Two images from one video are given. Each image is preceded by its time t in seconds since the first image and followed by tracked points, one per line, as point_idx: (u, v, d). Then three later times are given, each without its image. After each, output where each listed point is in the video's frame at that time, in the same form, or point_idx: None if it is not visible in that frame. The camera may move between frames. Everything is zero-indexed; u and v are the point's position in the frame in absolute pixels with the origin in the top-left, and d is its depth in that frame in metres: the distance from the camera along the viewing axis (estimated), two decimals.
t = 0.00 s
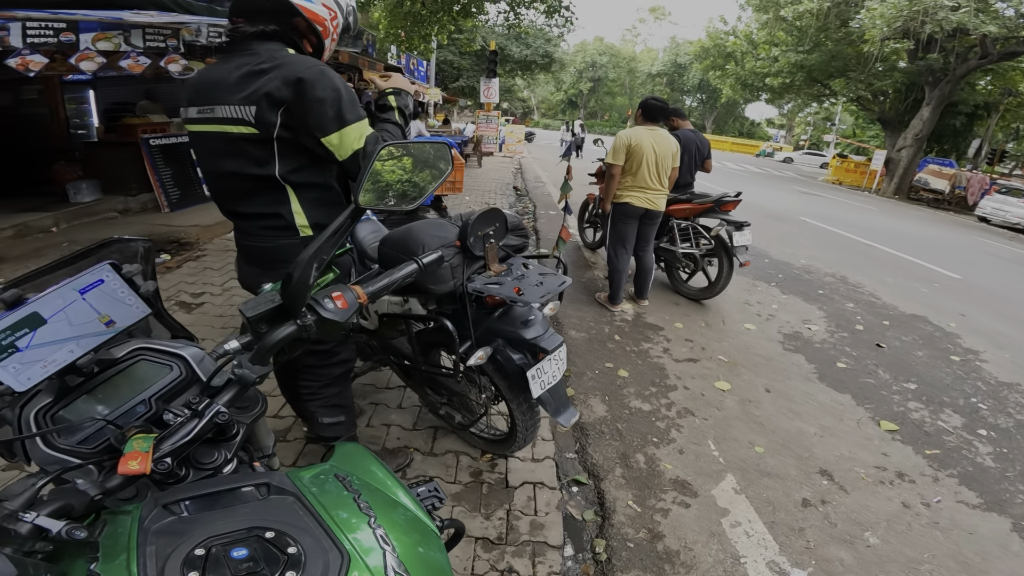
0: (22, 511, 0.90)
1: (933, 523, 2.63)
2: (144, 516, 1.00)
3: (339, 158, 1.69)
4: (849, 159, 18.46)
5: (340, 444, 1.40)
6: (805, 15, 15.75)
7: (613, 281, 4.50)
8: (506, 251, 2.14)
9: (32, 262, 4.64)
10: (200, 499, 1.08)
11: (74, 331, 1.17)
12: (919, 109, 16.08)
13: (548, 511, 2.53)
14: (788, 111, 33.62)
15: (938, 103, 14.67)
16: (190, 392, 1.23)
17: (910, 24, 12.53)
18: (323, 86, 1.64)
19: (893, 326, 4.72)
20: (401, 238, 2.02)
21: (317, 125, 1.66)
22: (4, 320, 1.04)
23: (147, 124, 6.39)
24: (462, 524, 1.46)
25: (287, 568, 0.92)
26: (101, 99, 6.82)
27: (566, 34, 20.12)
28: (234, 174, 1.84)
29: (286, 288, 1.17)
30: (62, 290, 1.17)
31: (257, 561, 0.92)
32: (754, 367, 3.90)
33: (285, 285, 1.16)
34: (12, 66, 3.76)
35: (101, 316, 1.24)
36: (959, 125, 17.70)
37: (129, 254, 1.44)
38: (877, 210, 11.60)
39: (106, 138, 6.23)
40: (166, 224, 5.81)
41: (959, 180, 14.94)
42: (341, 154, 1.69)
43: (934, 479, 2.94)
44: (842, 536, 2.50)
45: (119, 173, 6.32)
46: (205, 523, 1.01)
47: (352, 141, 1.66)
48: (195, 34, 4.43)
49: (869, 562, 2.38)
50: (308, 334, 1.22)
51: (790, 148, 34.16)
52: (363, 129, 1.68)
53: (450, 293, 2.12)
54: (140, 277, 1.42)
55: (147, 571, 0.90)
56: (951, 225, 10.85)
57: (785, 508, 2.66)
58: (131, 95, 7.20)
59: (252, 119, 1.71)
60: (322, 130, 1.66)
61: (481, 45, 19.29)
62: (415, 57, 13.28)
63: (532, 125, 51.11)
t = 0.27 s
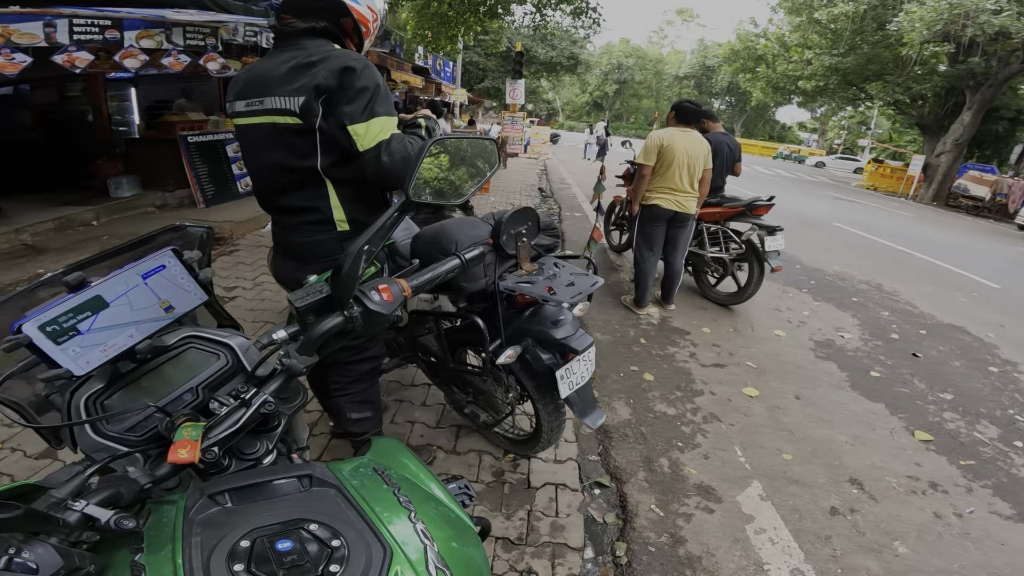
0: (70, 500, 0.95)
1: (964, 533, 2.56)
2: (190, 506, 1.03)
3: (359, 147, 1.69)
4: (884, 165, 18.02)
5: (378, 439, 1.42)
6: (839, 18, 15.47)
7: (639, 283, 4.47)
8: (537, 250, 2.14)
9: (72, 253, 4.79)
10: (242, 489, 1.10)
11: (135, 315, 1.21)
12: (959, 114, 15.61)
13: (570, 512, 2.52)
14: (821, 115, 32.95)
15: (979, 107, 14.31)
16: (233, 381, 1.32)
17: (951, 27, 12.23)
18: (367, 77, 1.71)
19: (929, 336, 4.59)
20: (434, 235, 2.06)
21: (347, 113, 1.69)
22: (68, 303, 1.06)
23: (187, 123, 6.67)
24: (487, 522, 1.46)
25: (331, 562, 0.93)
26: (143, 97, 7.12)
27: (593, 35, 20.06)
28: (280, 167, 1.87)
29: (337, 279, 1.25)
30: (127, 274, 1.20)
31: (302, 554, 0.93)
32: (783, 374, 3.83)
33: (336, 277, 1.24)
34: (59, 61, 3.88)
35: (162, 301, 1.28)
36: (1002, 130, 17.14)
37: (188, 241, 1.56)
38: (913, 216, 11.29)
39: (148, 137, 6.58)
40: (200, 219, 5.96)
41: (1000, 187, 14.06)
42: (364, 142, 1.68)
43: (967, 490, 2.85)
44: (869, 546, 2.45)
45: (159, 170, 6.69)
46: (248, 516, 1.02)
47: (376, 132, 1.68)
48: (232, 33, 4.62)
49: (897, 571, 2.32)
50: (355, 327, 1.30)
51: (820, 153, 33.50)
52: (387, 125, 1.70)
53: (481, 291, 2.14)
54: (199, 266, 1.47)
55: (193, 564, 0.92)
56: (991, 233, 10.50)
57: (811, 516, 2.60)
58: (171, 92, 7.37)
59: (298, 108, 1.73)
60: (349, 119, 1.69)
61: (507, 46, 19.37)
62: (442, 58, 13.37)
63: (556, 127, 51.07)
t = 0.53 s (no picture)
0: (80, 489, 0.97)
1: (975, 537, 2.53)
2: (199, 497, 1.04)
3: (359, 142, 1.71)
4: (901, 166, 17.77)
5: (384, 433, 1.43)
6: (857, 17, 15.28)
7: (650, 283, 4.46)
8: (546, 249, 2.15)
9: (89, 249, 4.88)
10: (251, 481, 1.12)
11: (150, 306, 1.22)
12: (979, 115, 15.33)
13: (575, 512, 2.52)
14: (837, 115, 32.56)
15: (997, 108, 13.95)
16: (243, 373, 1.34)
17: (970, 27, 12.04)
18: (372, 75, 1.72)
19: (945, 339, 4.53)
20: (443, 233, 2.07)
21: (349, 110, 1.71)
22: (85, 293, 1.08)
23: (203, 120, 6.76)
24: (492, 518, 1.48)
25: (335, 554, 0.94)
26: (160, 94, 7.27)
27: (605, 34, 20.00)
28: (290, 162, 1.89)
29: (347, 274, 1.26)
30: (142, 266, 1.22)
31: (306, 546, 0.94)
32: (794, 376, 3.80)
33: (347, 272, 1.25)
34: (78, 59, 3.92)
35: (176, 293, 1.30)
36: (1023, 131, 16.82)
37: (204, 234, 1.59)
38: (931, 218, 11.13)
39: (164, 134, 6.65)
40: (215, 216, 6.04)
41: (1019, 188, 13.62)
42: (364, 137, 1.70)
43: (978, 494, 2.82)
44: (878, 549, 2.42)
45: (174, 166, 6.72)
46: (252, 508, 1.03)
47: (377, 128, 1.68)
48: (247, 32, 4.67)
49: None
50: (363, 321, 1.30)
51: (836, 153, 33.12)
52: (388, 120, 1.71)
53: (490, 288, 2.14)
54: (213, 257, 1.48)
55: (198, 555, 0.93)
56: (1011, 235, 10.32)
57: (820, 518, 2.58)
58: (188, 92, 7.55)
59: (305, 104, 1.76)
60: (352, 115, 1.70)
61: (519, 45, 19.38)
62: (454, 57, 13.41)
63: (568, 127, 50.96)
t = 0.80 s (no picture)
0: (85, 480, 1.00)
1: (976, 542, 2.51)
2: (199, 488, 1.07)
3: (363, 142, 1.74)
4: (914, 168, 17.56)
5: (382, 429, 1.45)
6: (870, 18, 15.11)
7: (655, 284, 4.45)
8: (549, 249, 2.16)
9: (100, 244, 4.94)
10: (251, 474, 1.14)
11: (155, 302, 1.26)
12: (993, 116, 15.07)
13: (575, 511, 2.53)
14: (849, 116, 32.24)
15: (1013, 110, 13.75)
16: (246, 368, 1.36)
17: (985, 28, 11.87)
18: (375, 74, 1.74)
19: (953, 343, 4.49)
20: (447, 231, 2.08)
21: (352, 109, 1.73)
22: (93, 289, 1.11)
23: (214, 118, 6.82)
24: (490, 517, 1.48)
25: (329, 546, 0.96)
26: (172, 92, 7.25)
27: (614, 34, 19.94)
28: (294, 158, 1.92)
29: (348, 272, 1.28)
30: (148, 262, 1.26)
31: (300, 537, 0.97)
32: (798, 379, 3.78)
33: (347, 271, 1.28)
34: (92, 58, 3.99)
35: (181, 290, 1.34)
36: None
37: (208, 233, 1.62)
38: (943, 221, 11.00)
39: (176, 131, 6.72)
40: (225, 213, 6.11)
41: None
42: (367, 136, 1.73)
43: (981, 499, 2.80)
44: (877, 553, 2.41)
45: (185, 163, 6.80)
46: (250, 500, 1.06)
47: (380, 127, 1.72)
48: (258, 31, 4.77)
49: None
50: (363, 319, 1.31)
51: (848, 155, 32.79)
52: (391, 120, 1.73)
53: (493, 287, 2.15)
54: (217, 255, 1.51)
55: (195, 545, 0.95)
56: None
57: (820, 521, 2.58)
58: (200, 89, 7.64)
59: (308, 103, 1.79)
60: (355, 114, 1.73)
61: (528, 44, 19.38)
62: (463, 55, 13.43)
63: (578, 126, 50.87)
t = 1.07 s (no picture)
0: (91, 471, 1.03)
1: (977, 546, 2.50)
2: (202, 481, 1.09)
3: (355, 138, 1.75)
4: (927, 169, 17.38)
5: (384, 424, 1.47)
6: (883, 18, 14.97)
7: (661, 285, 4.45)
8: (554, 248, 2.16)
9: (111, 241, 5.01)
10: (253, 466, 1.16)
11: (163, 297, 1.27)
12: (1006, 118, 14.86)
13: (576, 510, 2.54)
14: (861, 117, 31.94)
15: None
16: (251, 363, 1.38)
17: (1000, 29, 11.73)
18: (370, 71, 1.76)
19: (962, 346, 4.45)
20: (452, 230, 2.09)
21: (347, 106, 1.75)
22: (103, 283, 1.12)
23: (225, 115, 6.86)
24: (490, 514, 1.49)
25: (327, 538, 0.98)
26: (183, 90, 7.49)
27: (623, 34, 19.89)
28: (297, 156, 1.95)
29: (351, 270, 1.29)
30: (157, 258, 1.27)
31: (298, 530, 0.98)
32: (803, 381, 3.76)
33: (351, 268, 1.29)
34: (105, 56, 4.03)
35: (189, 284, 1.35)
36: None
37: (217, 230, 1.64)
38: (955, 223, 10.88)
39: (187, 129, 6.78)
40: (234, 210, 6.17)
41: None
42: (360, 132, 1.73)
43: (985, 502, 2.77)
44: (878, 556, 2.40)
45: (196, 160, 6.85)
46: (252, 493, 1.08)
47: (373, 123, 1.72)
48: (267, 30, 4.80)
49: None
50: (367, 315, 1.32)
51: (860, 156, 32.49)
52: (384, 116, 1.73)
53: (497, 286, 2.16)
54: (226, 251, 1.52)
55: (197, 535, 0.97)
56: None
57: (821, 523, 2.57)
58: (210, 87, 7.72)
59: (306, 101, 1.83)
60: (349, 111, 1.75)
61: (536, 44, 19.37)
62: (471, 55, 13.46)
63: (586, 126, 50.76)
